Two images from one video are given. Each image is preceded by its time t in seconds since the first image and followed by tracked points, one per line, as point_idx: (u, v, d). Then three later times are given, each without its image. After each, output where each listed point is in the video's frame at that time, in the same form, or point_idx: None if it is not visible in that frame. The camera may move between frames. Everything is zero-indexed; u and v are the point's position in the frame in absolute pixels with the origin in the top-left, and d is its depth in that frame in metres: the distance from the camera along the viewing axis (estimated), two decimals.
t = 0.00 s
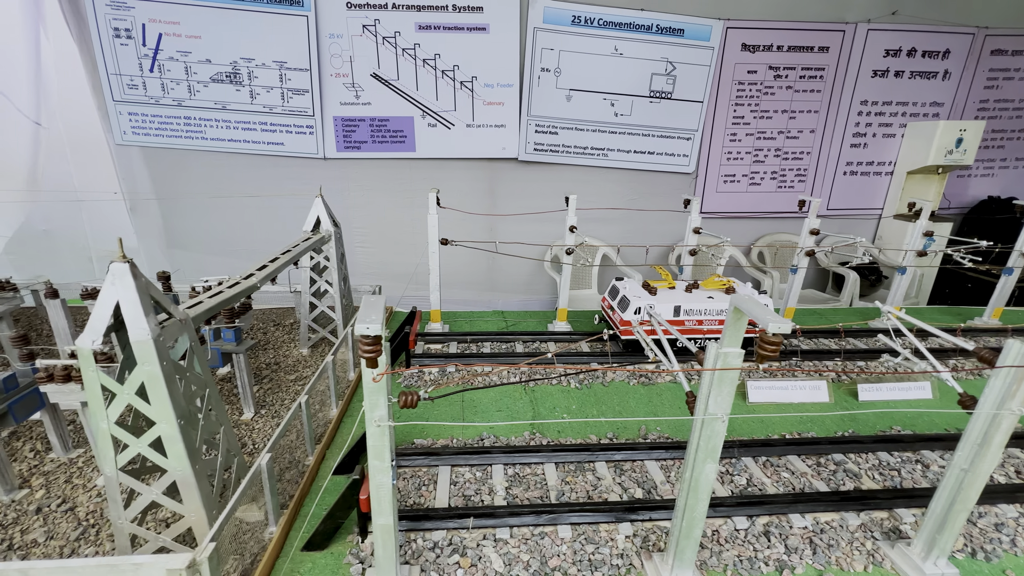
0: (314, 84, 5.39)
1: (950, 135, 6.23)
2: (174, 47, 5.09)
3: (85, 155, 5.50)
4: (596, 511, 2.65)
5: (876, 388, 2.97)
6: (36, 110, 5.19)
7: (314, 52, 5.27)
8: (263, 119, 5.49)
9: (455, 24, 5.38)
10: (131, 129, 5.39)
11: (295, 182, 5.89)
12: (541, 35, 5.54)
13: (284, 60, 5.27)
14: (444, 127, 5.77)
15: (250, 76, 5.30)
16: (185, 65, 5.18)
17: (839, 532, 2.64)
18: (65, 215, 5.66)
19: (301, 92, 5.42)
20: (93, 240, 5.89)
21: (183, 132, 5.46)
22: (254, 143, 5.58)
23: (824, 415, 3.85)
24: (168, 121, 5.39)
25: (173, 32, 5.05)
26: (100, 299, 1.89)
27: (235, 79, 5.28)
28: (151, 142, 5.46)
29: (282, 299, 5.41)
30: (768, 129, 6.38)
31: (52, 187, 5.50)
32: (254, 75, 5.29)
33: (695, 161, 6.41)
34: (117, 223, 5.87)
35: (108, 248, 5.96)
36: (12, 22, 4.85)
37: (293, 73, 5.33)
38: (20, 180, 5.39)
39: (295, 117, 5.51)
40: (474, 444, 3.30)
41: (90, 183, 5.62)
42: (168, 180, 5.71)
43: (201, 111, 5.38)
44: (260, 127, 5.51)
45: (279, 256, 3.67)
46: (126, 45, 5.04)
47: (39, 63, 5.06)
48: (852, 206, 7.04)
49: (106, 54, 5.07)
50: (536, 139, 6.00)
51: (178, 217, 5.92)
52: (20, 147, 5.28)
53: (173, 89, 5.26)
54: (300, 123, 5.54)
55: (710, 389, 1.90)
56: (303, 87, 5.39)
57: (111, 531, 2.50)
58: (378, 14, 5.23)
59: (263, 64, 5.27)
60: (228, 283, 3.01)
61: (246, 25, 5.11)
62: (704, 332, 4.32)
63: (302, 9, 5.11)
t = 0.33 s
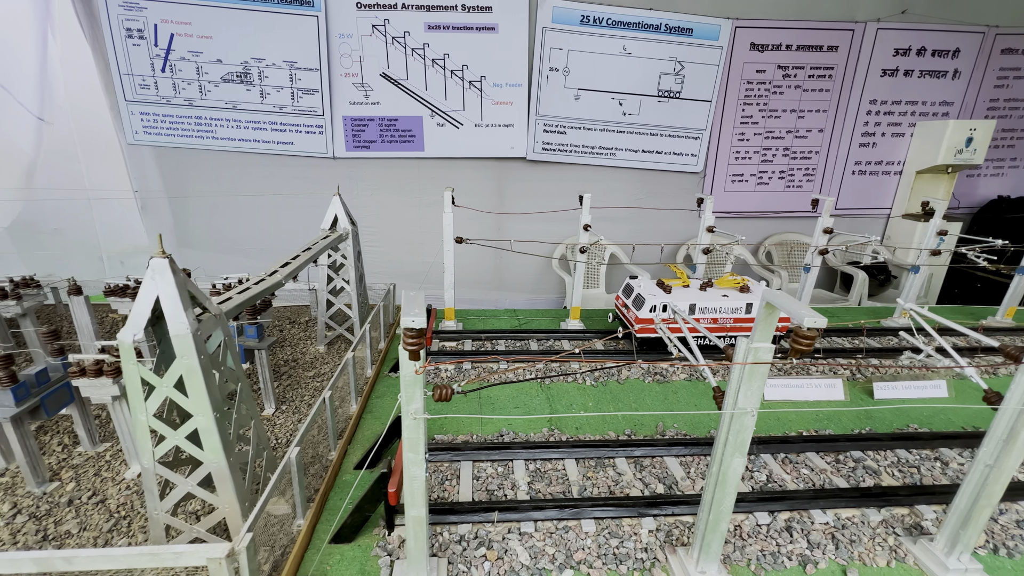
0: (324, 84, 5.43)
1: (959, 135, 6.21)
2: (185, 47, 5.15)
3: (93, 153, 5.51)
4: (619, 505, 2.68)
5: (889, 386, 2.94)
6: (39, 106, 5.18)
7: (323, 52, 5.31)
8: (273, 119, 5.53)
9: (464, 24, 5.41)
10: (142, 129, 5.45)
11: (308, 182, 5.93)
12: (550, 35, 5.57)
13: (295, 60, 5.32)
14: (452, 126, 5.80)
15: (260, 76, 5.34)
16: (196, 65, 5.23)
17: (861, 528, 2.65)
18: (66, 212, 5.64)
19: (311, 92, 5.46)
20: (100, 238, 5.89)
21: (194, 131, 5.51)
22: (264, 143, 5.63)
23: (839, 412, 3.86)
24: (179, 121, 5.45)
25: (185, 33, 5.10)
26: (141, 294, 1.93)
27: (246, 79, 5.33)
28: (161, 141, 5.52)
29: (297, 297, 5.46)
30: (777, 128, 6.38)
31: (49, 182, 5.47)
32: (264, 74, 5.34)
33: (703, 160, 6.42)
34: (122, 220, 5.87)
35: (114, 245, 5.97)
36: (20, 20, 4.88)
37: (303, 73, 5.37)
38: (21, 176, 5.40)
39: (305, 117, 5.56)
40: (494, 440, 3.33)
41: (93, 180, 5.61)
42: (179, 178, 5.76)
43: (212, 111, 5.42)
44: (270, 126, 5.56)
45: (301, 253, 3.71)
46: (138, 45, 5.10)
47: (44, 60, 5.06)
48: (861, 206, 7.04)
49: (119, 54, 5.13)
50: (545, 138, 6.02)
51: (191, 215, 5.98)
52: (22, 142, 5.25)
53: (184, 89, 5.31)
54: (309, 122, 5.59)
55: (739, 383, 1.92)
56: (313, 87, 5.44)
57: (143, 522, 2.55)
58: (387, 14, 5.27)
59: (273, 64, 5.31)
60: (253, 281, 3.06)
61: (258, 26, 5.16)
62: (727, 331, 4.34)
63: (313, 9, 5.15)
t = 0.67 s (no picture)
0: (336, 85, 5.50)
1: (970, 135, 6.24)
2: (200, 48, 5.22)
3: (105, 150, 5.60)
4: (650, 497, 2.74)
5: (909, 384, 2.89)
6: (45, 101, 5.23)
7: (337, 53, 5.37)
8: (286, 119, 5.60)
9: (476, 25, 5.47)
10: (157, 129, 5.53)
11: (325, 181, 6.02)
12: (561, 36, 5.63)
13: (308, 61, 5.38)
14: (463, 126, 5.86)
15: (274, 76, 5.41)
16: (211, 65, 5.30)
17: (887, 520, 2.70)
18: (68, 208, 5.73)
19: (324, 92, 5.52)
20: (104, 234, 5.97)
21: (208, 131, 5.59)
22: (278, 143, 5.70)
23: (858, 408, 3.90)
24: (193, 121, 5.52)
25: (200, 34, 5.18)
26: (198, 289, 1.99)
27: (260, 79, 5.40)
28: (175, 141, 5.60)
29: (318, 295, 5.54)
30: (786, 129, 6.42)
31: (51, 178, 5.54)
32: (278, 75, 5.41)
33: (712, 160, 6.46)
34: (128, 218, 5.94)
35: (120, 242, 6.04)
36: (32, 20, 4.96)
37: (316, 74, 5.44)
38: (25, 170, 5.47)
39: (318, 117, 5.63)
40: (521, 434, 3.39)
41: (96, 179, 5.68)
42: (198, 177, 5.85)
43: (227, 111, 5.50)
44: (283, 126, 5.63)
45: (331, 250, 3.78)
46: (154, 46, 5.18)
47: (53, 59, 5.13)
48: (870, 206, 7.06)
49: (135, 55, 5.21)
50: (555, 138, 6.08)
51: (211, 214, 6.07)
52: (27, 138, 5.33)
53: (199, 89, 5.39)
54: (322, 123, 5.65)
55: (778, 375, 1.98)
56: (326, 87, 5.50)
57: (187, 511, 2.63)
58: (400, 15, 5.33)
59: (287, 64, 5.38)
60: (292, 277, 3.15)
61: (274, 27, 5.23)
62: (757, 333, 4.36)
63: (326, 10, 5.22)
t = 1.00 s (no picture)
0: (349, 85, 5.54)
1: (982, 136, 6.23)
2: (215, 49, 5.27)
3: (119, 150, 5.61)
4: (683, 495, 2.78)
5: (926, 382, 2.82)
6: (50, 95, 5.07)
7: (350, 54, 5.41)
8: (299, 119, 5.65)
9: (488, 26, 5.50)
10: (171, 129, 5.59)
11: (342, 182, 6.07)
12: (572, 37, 5.66)
13: (320, 62, 5.42)
14: (475, 127, 5.90)
15: (287, 77, 5.46)
16: (225, 66, 5.35)
17: (918, 518, 2.73)
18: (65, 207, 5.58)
19: (336, 93, 5.56)
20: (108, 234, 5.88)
21: (221, 132, 5.64)
22: (289, 143, 5.75)
23: (881, 408, 3.93)
24: (207, 122, 5.58)
25: (215, 35, 5.23)
26: (253, 288, 2.04)
27: (273, 80, 5.45)
28: (188, 141, 5.65)
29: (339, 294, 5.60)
30: (797, 129, 6.44)
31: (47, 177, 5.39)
32: (291, 75, 5.45)
33: (723, 160, 6.48)
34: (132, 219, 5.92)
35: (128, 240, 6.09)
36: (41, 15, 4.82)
37: (328, 74, 5.48)
38: (18, 168, 5.24)
39: (330, 117, 5.67)
40: (550, 432, 3.44)
41: (100, 179, 5.61)
42: (216, 178, 5.92)
43: (240, 112, 5.56)
44: (296, 127, 5.68)
45: (362, 250, 3.84)
46: (168, 47, 5.24)
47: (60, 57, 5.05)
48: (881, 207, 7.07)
49: (150, 56, 5.27)
50: (566, 139, 6.11)
51: (229, 214, 6.15)
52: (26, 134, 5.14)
53: (213, 90, 5.44)
54: (334, 123, 5.70)
55: (821, 374, 2.02)
56: (339, 88, 5.54)
57: (230, 506, 2.68)
58: (413, 16, 5.37)
59: (300, 65, 5.42)
60: (329, 277, 3.21)
61: (288, 29, 5.27)
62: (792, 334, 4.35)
63: (339, 11, 5.25)
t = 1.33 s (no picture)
0: (358, 85, 5.61)
1: (987, 135, 6.28)
2: (225, 50, 5.34)
3: (130, 151, 5.70)
4: (704, 487, 2.84)
5: (940, 377, 2.81)
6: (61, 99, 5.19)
7: (359, 54, 5.48)
8: (308, 119, 5.72)
9: (496, 27, 5.56)
10: (182, 130, 5.66)
11: (355, 181, 6.13)
12: (579, 37, 5.72)
13: (330, 62, 5.48)
14: (483, 127, 5.95)
15: (297, 77, 5.52)
16: (235, 67, 5.42)
17: (934, 510, 2.79)
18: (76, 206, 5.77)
19: (345, 93, 5.63)
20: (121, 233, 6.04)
21: (231, 131, 5.72)
22: (299, 143, 5.82)
23: (893, 404, 3.98)
24: (217, 122, 5.65)
25: (225, 36, 5.29)
26: (295, 283, 2.11)
27: (283, 80, 5.52)
28: (198, 140, 5.72)
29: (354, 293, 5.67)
30: (803, 129, 6.49)
31: (57, 178, 5.58)
32: (301, 76, 5.52)
33: (728, 160, 6.54)
34: (143, 218, 6.04)
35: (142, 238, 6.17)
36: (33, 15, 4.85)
37: (338, 74, 5.54)
38: (34, 170, 5.51)
39: (340, 118, 5.74)
40: (570, 427, 3.50)
41: (109, 180, 5.74)
42: (230, 177, 6.00)
43: (250, 111, 5.63)
44: (305, 127, 5.75)
45: (384, 249, 3.91)
46: (180, 48, 5.30)
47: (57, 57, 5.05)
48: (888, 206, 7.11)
49: (161, 56, 5.33)
50: (573, 138, 6.17)
51: (241, 213, 6.22)
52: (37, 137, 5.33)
53: (223, 90, 5.51)
54: (343, 123, 5.77)
55: (846, 367, 2.08)
56: (348, 88, 5.61)
57: (263, 497, 2.75)
58: (422, 17, 5.43)
59: (310, 66, 5.49)
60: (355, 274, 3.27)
61: (299, 29, 5.33)
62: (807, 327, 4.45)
63: (349, 12, 5.32)
